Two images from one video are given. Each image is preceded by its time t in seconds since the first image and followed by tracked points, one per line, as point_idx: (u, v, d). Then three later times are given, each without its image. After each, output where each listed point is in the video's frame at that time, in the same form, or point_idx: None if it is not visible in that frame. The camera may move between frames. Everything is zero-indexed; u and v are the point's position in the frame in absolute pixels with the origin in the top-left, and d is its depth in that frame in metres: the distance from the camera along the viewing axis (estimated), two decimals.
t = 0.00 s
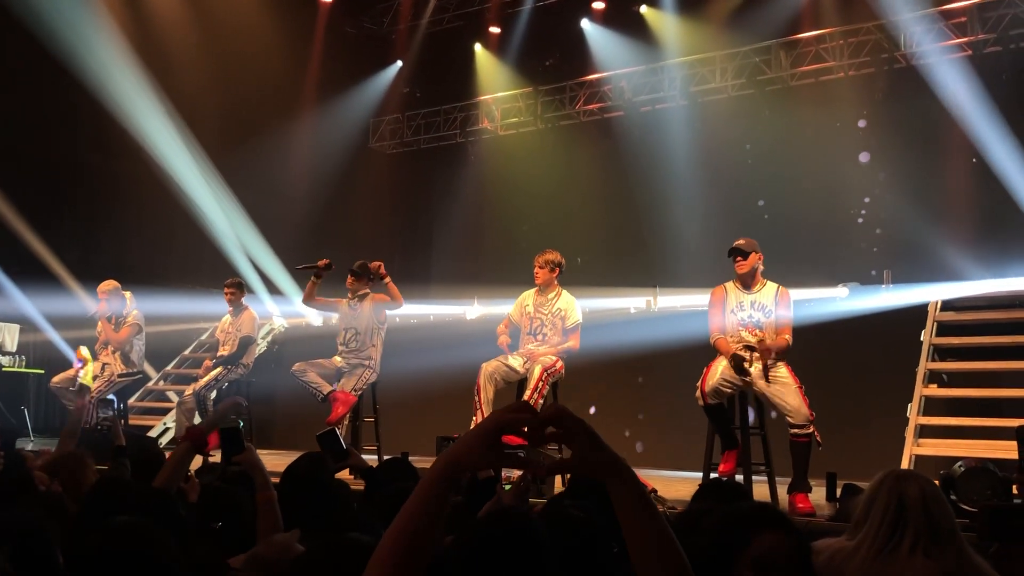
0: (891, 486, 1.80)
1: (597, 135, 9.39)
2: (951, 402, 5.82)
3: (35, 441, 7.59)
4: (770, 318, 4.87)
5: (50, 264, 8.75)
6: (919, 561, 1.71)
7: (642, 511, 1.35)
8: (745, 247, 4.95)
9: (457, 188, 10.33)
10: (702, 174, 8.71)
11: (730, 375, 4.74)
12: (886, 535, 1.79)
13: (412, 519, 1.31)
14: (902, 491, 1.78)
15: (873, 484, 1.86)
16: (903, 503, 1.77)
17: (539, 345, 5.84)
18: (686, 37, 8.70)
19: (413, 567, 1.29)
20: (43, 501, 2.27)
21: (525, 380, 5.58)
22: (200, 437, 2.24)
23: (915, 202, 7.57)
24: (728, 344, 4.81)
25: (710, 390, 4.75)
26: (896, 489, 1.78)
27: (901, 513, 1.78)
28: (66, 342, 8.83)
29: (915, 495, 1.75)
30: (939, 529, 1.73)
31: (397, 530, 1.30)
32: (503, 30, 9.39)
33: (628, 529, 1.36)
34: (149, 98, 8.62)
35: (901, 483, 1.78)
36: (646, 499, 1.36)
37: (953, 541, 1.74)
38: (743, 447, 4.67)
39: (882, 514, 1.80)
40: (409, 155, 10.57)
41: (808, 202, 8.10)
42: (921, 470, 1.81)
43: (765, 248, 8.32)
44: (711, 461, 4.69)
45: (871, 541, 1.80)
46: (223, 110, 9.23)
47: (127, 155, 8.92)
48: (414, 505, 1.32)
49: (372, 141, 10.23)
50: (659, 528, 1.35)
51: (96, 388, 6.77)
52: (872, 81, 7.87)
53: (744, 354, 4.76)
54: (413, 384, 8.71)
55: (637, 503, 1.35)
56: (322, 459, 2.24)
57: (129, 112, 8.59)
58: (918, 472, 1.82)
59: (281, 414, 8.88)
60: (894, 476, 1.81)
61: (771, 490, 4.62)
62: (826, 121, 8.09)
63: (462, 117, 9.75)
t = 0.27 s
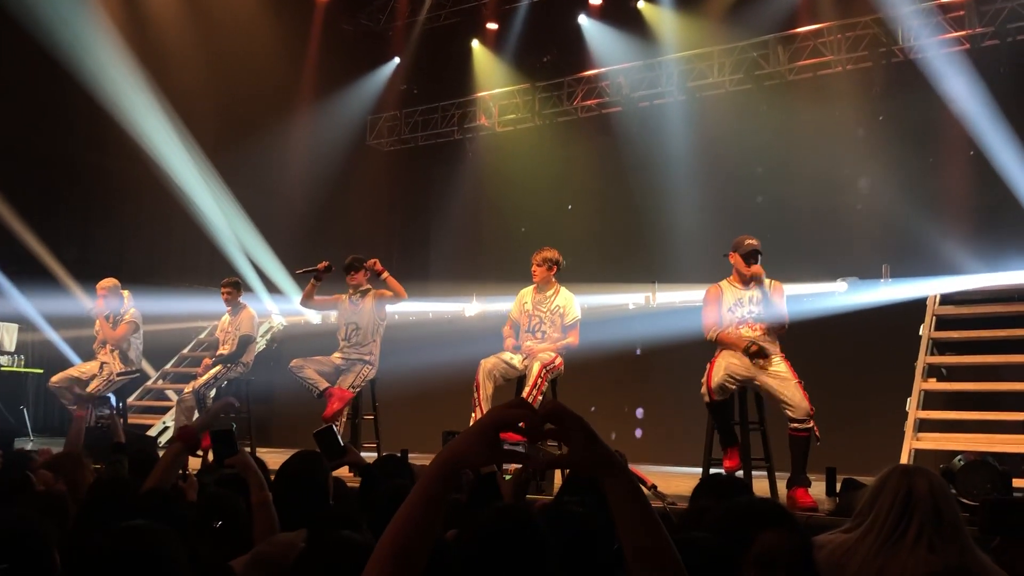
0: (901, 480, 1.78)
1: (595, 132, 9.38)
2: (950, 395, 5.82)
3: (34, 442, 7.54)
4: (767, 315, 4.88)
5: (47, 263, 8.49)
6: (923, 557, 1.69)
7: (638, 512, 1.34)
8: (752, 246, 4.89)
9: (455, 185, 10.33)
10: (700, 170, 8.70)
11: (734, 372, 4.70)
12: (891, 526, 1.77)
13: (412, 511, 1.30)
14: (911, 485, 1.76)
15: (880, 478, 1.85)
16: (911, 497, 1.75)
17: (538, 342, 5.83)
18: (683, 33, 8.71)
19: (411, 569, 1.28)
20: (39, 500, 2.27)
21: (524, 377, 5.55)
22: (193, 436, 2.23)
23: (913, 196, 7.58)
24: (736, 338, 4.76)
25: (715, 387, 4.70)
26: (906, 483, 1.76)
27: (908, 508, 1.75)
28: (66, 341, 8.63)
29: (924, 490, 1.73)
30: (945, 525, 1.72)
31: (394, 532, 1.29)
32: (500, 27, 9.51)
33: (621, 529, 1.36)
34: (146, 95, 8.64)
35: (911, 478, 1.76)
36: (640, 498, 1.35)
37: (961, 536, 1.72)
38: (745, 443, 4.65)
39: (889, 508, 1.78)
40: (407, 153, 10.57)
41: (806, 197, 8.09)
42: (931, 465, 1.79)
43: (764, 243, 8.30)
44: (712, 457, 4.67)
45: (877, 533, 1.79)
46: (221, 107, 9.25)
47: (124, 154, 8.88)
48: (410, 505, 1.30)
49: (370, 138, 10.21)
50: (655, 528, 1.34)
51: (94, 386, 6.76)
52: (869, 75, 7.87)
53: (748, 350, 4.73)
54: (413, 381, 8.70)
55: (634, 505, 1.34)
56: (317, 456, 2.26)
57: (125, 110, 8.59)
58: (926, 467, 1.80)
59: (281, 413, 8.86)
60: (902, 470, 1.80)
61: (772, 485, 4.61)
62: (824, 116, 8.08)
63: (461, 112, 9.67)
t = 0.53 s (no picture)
0: (901, 473, 1.78)
1: (594, 126, 9.37)
2: (950, 387, 5.83)
3: (36, 439, 7.56)
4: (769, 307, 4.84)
5: (48, 262, 8.53)
6: (924, 548, 1.69)
7: (620, 499, 1.32)
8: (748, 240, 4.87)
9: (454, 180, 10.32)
10: (699, 164, 8.69)
11: (733, 364, 4.73)
12: (893, 516, 1.77)
13: (403, 504, 1.31)
14: (911, 477, 1.77)
15: (880, 471, 1.86)
16: (912, 488, 1.76)
17: (537, 336, 5.82)
18: (682, 26, 8.68)
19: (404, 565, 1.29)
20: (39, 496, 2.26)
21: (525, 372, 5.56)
22: (190, 435, 2.25)
23: (913, 188, 7.58)
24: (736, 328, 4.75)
25: (714, 379, 4.73)
26: (907, 474, 1.77)
27: (909, 498, 1.76)
28: (67, 340, 8.73)
29: (925, 481, 1.74)
30: (947, 516, 1.72)
31: (388, 529, 1.30)
32: (498, 20, 9.36)
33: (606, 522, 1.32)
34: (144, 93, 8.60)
35: (911, 469, 1.77)
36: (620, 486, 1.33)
37: (963, 527, 1.72)
38: (745, 435, 4.65)
39: (890, 499, 1.78)
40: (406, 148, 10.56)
41: (806, 190, 8.09)
42: (932, 458, 1.80)
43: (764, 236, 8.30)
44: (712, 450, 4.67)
45: (880, 523, 1.78)
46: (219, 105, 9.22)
47: (123, 152, 8.87)
48: (401, 503, 1.31)
49: (370, 135, 10.32)
50: (636, 518, 1.32)
51: (94, 384, 6.76)
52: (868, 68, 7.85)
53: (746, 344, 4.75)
54: (412, 375, 8.72)
55: (616, 494, 1.33)
56: (312, 451, 2.25)
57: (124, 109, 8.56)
58: (926, 459, 1.81)
59: (281, 408, 8.88)
60: (903, 462, 1.81)
61: (772, 478, 4.60)
62: (823, 108, 8.07)
63: (460, 108, 9.68)
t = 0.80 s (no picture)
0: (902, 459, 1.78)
1: (593, 115, 9.33)
2: (952, 373, 5.81)
3: (39, 433, 7.57)
4: (772, 295, 4.81)
5: (47, 256, 8.64)
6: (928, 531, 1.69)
7: (605, 486, 1.34)
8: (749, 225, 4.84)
9: (454, 171, 10.30)
10: (700, 153, 8.64)
11: (734, 353, 4.70)
12: (896, 502, 1.76)
13: (403, 507, 1.32)
14: (913, 463, 1.77)
15: (881, 458, 1.85)
16: (914, 473, 1.75)
17: (538, 325, 5.81)
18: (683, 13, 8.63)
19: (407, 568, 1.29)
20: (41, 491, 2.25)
21: (527, 363, 5.56)
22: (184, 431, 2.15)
23: (915, 175, 7.54)
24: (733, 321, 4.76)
25: (715, 367, 4.72)
26: (908, 460, 1.77)
27: (911, 483, 1.76)
28: (69, 334, 8.85)
29: (928, 467, 1.74)
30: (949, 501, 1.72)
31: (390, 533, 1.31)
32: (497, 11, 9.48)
33: (594, 512, 1.34)
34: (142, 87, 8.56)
35: (913, 455, 1.77)
36: (605, 475, 1.34)
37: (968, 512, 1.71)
38: (748, 423, 4.64)
39: (892, 485, 1.78)
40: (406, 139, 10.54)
41: (807, 177, 8.06)
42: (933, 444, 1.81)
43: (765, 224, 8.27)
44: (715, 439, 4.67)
45: (882, 509, 1.77)
46: (218, 97, 9.19)
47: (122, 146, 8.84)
48: (405, 502, 1.31)
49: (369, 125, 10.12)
50: (627, 516, 1.33)
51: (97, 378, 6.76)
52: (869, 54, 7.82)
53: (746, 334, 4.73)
54: (414, 366, 8.72)
55: (610, 490, 1.34)
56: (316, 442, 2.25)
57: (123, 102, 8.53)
58: (926, 445, 1.81)
59: (284, 400, 8.89)
60: (904, 448, 1.81)
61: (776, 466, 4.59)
62: (824, 95, 8.04)
63: (460, 99, 9.62)
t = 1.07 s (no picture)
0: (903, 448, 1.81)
1: (594, 108, 9.32)
2: (953, 365, 5.81)
3: (41, 429, 7.58)
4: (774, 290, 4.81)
5: (48, 252, 8.51)
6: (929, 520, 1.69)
7: (622, 464, 1.40)
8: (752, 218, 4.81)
9: (454, 164, 10.30)
10: (701, 145, 8.63)
11: (735, 345, 4.70)
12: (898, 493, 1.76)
13: (427, 499, 1.30)
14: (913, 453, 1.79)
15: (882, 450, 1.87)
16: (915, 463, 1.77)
17: (538, 319, 5.81)
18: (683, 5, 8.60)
19: (432, 562, 1.28)
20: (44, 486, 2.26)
21: (528, 355, 5.58)
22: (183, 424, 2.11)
23: (917, 166, 7.53)
24: (735, 312, 4.76)
25: (716, 359, 4.72)
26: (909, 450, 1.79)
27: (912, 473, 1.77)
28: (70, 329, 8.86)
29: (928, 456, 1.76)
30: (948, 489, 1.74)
31: (414, 526, 1.30)
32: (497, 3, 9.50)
33: (610, 488, 1.41)
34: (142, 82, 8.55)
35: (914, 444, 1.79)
36: (621, 453, 1.40)
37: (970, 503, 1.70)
38: (749, 416, 4.64)
39: (893, 475, 1.78)
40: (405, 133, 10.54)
41: (808, 169, 8.05)
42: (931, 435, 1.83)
43: (766, 216, 8.27)
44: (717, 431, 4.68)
45: (882, 501, 1.78)
46: (218, 92, 9.18)
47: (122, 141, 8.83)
48: (424, 496, 1.31)
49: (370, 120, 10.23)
50: (641, 493, 1.41)
51: (100, 373, 6.77)
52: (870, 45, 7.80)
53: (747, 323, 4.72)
54: (415, 359, 8.74)
55: (626, 468, 1.41)
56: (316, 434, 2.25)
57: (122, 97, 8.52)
58: (925, 436, 1.84)
59: (285, 393, 8.91)
60: (903, 439, 1.82)
61: (777, 458, 4.59)
62: (825, 87, 8.03)
63: (460, 92, 9.63)
